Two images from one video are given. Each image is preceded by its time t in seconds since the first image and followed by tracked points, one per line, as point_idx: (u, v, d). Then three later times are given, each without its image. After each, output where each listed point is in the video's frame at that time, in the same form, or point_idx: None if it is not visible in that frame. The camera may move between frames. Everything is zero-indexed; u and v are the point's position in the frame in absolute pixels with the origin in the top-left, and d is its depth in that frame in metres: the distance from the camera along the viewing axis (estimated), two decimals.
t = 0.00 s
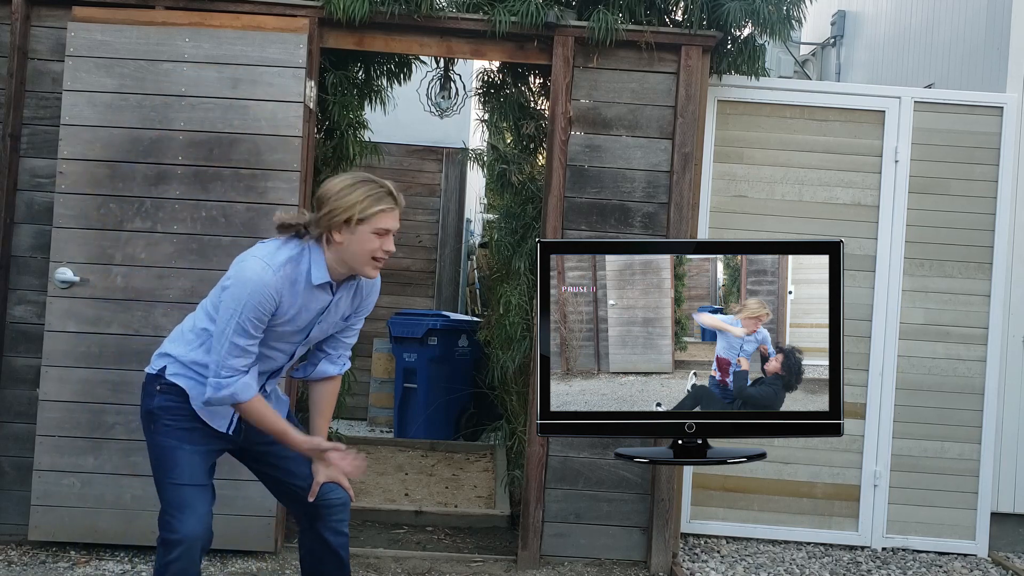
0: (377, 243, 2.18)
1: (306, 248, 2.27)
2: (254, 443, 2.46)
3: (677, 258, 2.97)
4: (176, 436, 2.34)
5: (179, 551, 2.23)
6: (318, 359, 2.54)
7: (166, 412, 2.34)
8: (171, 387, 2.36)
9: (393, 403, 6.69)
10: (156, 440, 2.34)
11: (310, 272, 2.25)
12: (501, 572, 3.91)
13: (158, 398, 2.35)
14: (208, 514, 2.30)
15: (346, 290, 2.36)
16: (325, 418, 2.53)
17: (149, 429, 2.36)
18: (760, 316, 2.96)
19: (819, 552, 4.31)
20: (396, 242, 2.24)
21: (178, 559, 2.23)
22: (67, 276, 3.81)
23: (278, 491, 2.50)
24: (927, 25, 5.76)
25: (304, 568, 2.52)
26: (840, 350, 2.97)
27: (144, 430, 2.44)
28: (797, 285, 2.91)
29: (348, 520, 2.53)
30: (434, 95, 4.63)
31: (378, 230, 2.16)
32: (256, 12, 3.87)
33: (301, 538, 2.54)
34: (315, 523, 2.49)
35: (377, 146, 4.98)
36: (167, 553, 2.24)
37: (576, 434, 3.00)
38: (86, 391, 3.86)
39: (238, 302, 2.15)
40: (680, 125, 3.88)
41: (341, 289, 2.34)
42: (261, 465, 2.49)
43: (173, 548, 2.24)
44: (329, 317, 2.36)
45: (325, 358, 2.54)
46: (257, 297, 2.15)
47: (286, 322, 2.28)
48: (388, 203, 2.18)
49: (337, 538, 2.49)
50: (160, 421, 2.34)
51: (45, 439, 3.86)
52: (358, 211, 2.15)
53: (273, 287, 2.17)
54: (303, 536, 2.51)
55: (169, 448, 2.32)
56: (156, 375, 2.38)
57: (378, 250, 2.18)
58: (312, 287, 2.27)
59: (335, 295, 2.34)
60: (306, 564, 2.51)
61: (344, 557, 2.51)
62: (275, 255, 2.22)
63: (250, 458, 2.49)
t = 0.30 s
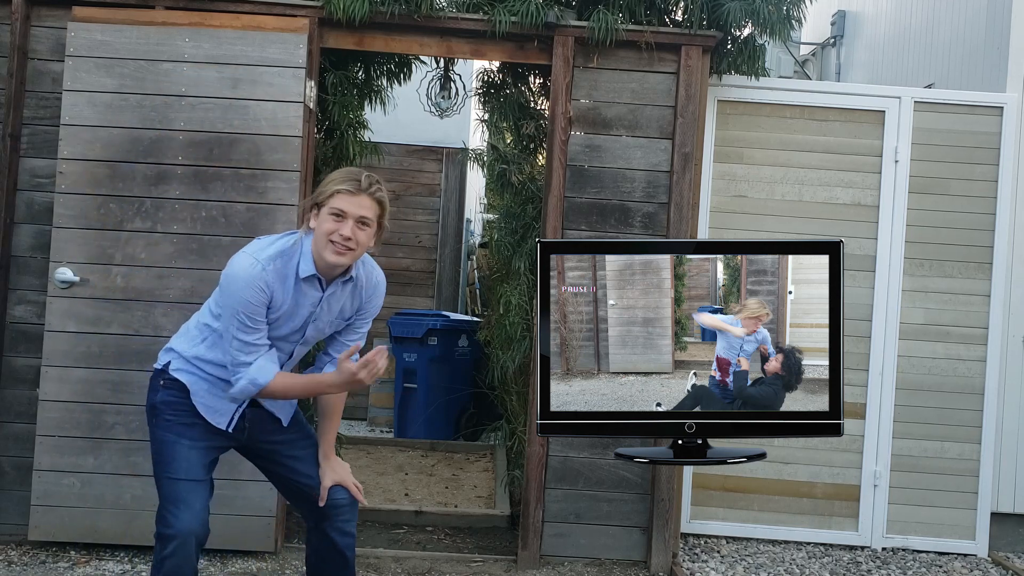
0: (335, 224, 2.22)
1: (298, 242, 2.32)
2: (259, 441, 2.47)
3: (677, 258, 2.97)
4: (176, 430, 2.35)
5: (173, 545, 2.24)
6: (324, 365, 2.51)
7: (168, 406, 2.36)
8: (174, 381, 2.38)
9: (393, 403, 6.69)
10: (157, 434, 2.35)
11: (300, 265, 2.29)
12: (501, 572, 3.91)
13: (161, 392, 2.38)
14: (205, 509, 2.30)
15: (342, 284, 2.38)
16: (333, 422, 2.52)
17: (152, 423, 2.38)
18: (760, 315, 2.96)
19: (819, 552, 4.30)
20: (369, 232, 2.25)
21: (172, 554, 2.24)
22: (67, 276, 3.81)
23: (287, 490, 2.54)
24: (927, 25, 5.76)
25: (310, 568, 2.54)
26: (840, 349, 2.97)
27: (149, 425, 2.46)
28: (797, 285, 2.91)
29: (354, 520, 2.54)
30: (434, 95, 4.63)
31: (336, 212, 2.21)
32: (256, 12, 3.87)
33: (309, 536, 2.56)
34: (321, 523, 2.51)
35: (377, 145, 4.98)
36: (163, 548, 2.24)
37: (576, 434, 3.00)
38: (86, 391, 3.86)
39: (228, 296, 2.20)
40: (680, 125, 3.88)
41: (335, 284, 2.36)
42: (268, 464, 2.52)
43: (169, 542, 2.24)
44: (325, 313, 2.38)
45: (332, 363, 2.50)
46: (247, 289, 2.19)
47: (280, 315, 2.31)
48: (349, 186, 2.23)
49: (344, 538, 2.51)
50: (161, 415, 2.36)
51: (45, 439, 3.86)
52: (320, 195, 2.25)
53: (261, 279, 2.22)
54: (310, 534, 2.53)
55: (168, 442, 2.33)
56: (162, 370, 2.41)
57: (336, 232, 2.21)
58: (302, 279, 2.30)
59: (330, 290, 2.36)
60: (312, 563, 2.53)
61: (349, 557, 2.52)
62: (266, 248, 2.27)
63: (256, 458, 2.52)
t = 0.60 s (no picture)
0: (330, 231, 2.22)
1: (298, 244, 2.33)
2: (267, 441, 2.53)
3: (677, 258, 2.97)
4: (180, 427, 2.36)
5: (173, 542, 2.23)
6: (330, 375, 2.46)
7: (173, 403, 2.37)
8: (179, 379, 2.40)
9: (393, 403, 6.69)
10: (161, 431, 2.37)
11: (297, 267, 2.30)
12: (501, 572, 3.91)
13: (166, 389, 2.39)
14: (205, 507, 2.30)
15: (342, 289, 2.39)
16: (345, 432, 2.47)
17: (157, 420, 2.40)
18: (760, 315, 2.96)
19: (819, 552, 4.30)
20: (364, 237, 2.24)
21: (171, 551, 2.23)
22: (67, 276, 3.81)
23: (297, 490, 2.56)
24: (927, 25, 5.77)
25: (318, 568, 2.54)
26: (840, 349, 2.97)
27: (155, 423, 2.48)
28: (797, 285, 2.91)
29: (364, 521, 2.55)
30: (434, 95, 4.63)
31: (331, 218, 2.21)
32: (256, 12, 3.86)
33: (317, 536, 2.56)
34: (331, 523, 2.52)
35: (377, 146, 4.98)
36: (162, 545, 2.24)
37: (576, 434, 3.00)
38: (86, 391, 3.86)
39: (215, 289, 2.19)
40: (679, 125, 3.88)
41: (333, 288, 2.36)
42: (279, 464, 2.55)
43: (168, 540, 2.24)
44: (324, 315, 2.38)
45: (338, 373, 2.47)
46: (234, 284, 2.18)
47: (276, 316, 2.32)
48: (344, 192, 2.23)
49: (352, 539, 2.51)
50: (165, 412, 2.38)
51: (45, 439, 3.86)
52: (316, 201, 2.25)
53: (252, 276, 2.22)
54: (319, 535, 2.54)
55: (172, 439, 2.33)
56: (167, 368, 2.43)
57: (331, 239, 2.21)
58: (298, 281, 2.30)
59: (329, 294, 2.36)
60: (319, 564, 2.53)
61: (357, 558, 2.52)
62: (262, 250, 2.28)
63: (266, 457, 2.55)
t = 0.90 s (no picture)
0: (322, 239, 2.21)
1: (293, 247, 2.32)
2: (271, 442, 2.53)
3: (677, 258, 2.97)
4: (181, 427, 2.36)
5: (173, 542, 2.23)
6: (330, 377, 2.47)
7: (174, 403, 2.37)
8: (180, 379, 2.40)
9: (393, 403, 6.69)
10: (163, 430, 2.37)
11: (291, 271, 2.29)
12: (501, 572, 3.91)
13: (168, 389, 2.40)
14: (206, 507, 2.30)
15: (338, 293, 2.37)
16: (348, 433, 2.48)
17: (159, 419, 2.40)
18: (760, 315, 2.96)
19: (819, 552, 4.30)
20: (357, 244, 2.23)
21: (172, 551, 2.23)
22: (68, 276, 3.81)
23: (301, 490, 2.56)
24: (927, 25, 5.77)
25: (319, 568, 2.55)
26: (840, 349, 2.97)
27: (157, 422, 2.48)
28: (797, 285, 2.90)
29: (367, 522, 2.56)
30: (434, 94, 4.63)
31: (323, 226, 2.20)
32: (256, 12, 3.86)
33: (320, 536, 2.57)
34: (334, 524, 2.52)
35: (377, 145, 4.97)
36: (163, 545, 2.24)
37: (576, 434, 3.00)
38: (86, 391, 3.86)
39: (210, 294, 2.20)
40: (679, 125, 3.88)
41: (329, 292, 2.35)
42: (284, 464, 2.56)
43: (169, 540, 2.24)
44: (321, 319, 2.37)
45: (338, 375, 2.47)
46: (228, 291, 2.19)
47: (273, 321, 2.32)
48: (335, 199, 2.21)
49: (356, 539, 2.52)
50: (167, 412, 2.38)
51: (45, 439, 3.86)
52: (308, 208, 2.24)
53: (246, 281, 2.21)
54: (322, 535, 2.54)
55: (172, 439, 2.33)
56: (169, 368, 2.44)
57: (324, 247, 2.20)
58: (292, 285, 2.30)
59: (324, 298, 2.35)
60: (321, 564, 2.54)
61: (359, 558, 2.53)
62: (257, 254, 2.27)
63: (270, 457, 2.55)
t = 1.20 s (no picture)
0: (323, 239, 2.21)
1: (293, 247, 2.31)
2: (272, 442, 2.53)
3: (677, 258, 2.97)
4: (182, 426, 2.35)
5: (174, 542, 2.23)
6: (330, 377, 2.47)
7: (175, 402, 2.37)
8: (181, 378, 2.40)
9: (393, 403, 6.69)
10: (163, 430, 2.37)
11: (291, 272, 2.29)
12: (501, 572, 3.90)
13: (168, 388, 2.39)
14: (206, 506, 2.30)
15: (338, 293, 2.37)
16: (349, 433, 2.48)
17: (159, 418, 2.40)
18: (759, 315, 2.96)
19: (819, 552, 4.30)
20: (357, 244, 2.23)
21: (173, 550, 2.23)
22: (67, 276, 3.81)
23: (302, 490, 2.56)
24: (927, 25, 5.77)
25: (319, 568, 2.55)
26: (839, 349, 2.97)
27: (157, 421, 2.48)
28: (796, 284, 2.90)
29: (367, 522, 2.56)
30: (434, 94, 4.63)
31: (324, 226, 2.20)
32: (256, 12, 3.86)
33: (320, 535, 2.57)
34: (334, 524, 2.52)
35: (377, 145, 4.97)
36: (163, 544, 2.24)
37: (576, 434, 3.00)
38: (86, 391, 3.86)
39: (210, 295, 2.20)
40: (679, 125, 3.88)
41: (329, 292, 2.35)
42: (284, 464, 2.56)
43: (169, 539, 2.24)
44: (321, 319, 2.37)
45: (338, 376, 2.47)
46: (228, 291, 2.19)
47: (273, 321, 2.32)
48: (335, 198, 2.21)
49: (356, 539, 2.52)
50: (168, 411, 2.38)
51: (45, 439, 3.86)
52: (308, 208, 2.24)
53: (246, 281, 2.21)
54: (323, 535, 2.54)
55: (172, 438, 2.33)
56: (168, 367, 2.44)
57: (325, 247, 2.20)
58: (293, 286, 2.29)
59: (325, 298, 2.35)
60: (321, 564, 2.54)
61: (359, 559, 2.53)
62: (257, 254, 2.27)
63: (271, 457, 2.55)
